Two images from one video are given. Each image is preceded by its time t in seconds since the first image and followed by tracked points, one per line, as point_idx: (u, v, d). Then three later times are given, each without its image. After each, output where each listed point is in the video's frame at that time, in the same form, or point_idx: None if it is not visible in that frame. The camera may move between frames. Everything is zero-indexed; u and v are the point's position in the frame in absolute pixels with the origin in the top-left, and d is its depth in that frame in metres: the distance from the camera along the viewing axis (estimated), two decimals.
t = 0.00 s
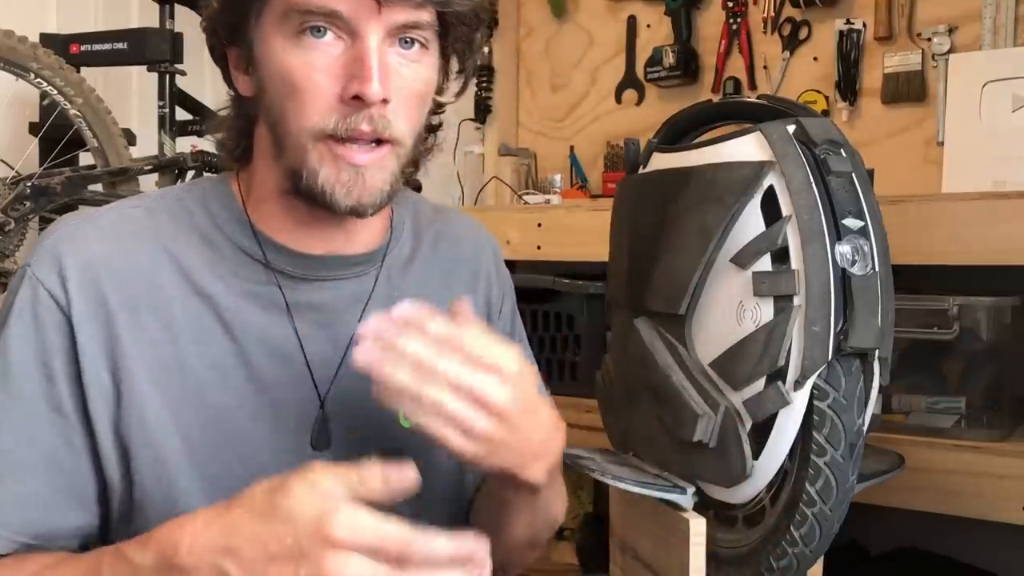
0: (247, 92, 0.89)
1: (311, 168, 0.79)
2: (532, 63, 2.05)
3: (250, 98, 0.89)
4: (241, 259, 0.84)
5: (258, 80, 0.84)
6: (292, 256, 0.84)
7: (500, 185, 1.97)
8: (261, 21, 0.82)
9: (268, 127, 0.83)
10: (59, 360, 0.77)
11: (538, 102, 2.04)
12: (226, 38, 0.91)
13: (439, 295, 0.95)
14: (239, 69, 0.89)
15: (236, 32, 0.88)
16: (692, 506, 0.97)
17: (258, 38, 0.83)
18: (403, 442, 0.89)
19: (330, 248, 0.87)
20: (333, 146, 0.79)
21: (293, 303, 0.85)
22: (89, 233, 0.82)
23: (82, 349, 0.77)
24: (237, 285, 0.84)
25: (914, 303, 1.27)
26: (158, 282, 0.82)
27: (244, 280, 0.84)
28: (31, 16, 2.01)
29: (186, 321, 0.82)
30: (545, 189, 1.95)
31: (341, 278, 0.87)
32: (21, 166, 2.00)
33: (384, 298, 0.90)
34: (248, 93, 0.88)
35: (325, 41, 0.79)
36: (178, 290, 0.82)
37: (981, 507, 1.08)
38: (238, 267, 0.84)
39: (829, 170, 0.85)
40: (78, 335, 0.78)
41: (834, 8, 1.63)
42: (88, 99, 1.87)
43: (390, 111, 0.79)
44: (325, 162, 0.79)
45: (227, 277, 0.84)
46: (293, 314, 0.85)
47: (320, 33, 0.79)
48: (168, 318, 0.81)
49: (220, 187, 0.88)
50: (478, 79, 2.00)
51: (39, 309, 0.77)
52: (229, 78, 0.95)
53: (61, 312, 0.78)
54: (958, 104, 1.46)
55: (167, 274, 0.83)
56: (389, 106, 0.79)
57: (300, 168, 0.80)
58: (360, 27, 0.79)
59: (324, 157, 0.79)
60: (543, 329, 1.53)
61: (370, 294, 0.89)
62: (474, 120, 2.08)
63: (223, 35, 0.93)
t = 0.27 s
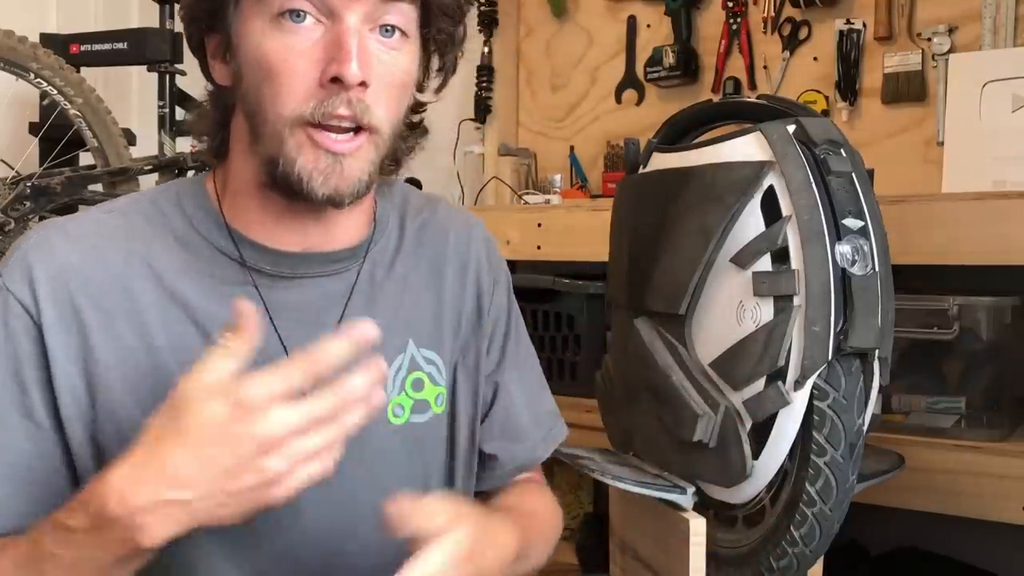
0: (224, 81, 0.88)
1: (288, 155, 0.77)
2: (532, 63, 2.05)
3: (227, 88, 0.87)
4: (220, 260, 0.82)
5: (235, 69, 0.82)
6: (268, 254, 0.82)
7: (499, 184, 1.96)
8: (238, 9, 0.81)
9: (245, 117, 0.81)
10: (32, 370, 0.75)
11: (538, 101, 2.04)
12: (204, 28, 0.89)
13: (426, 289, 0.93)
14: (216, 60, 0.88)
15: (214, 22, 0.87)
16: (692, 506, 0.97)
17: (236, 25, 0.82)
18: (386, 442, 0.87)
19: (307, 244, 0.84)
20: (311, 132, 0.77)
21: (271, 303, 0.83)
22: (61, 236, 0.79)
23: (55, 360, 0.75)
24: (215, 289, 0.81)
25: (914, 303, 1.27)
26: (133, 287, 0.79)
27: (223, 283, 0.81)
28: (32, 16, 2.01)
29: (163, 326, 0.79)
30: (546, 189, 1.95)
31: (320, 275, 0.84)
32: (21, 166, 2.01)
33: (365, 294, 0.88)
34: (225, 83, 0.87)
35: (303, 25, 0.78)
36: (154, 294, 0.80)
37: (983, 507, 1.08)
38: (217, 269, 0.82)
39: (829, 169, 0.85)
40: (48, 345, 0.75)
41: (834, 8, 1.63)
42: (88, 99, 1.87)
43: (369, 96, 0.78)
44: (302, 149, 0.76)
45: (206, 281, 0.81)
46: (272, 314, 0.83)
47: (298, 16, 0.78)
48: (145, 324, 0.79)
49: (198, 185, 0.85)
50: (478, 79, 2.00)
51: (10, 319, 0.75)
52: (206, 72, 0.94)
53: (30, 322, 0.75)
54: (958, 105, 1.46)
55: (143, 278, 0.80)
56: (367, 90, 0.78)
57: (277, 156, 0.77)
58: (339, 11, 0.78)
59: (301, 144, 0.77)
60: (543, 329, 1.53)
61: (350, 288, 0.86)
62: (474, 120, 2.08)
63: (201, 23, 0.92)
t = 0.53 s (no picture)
0: (212, 78, 0.89)
1: (282, 155, 0.79)
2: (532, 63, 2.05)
3: (214, 85, 0.89)
4: (195, 259, 0.84)
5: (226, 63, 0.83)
6: (252, 255, 0.84)
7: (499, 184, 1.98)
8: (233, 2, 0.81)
9: (233, 114, 0.83)
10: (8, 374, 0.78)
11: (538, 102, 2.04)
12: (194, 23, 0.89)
13: (413, 297, 0.96)
14: (205, 54, 0.89)
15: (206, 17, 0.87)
16: (692, 506, 0.97)
17: (229, 18, 0.82)
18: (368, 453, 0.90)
19: (293, 248, 0.87)
20: (307, 133, 0.79)
21: (252, 306, 0.85)
22: (40, 241, 0.82)
23: (21, 365, 0.77)
24: (190, 288, 0.83)
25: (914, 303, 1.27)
26: (105, 290, 0.81)
27: (197, 282, 0.84)
28: (32, 15, 2.01)
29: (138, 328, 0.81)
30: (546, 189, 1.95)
31: (306, 278, 0.87)
32: (21, 166, 2.02)
33: (350, 302, 0.91)
34: (214, 79, 0.89)
35: (304, 25, 0.79)
36: (126, 296, 0.82)
37: (982, 507, 1.08)
38: (195, 269, 0.84)
39: (829, 169, 0.85)
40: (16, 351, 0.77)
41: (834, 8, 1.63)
42: (88, 99, 1.87)
43: (367, 102, 0.81)
44: (297, 149, 0.79)
45: (181, 280, 0.83)
46: (253, 317, 0.85)
47: (298, 16, 0.79)
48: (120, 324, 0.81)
49: (174, 186, 0.88)
50: (478, 79, 2.00)
51: None
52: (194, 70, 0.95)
53: None
54: (958, 104, 1.46)
55: (117, 280, 0.82)
56: (366, 96, 0.81)
57: (270, 156, 0.80)
58: (340, 15, 0.80)
59: (298, 145, 0.79)
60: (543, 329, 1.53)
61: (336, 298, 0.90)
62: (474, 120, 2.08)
63: (195, 16, 0.90)
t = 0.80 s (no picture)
0: (208, 78, 0.87)
1: (291, 174, 0.79)
2: (532, 63, 2.05)
3: (212, 87, 0.87)
4: (188, 267, 0.83)
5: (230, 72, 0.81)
6: (245, 261, 0.83)
7: (499, 185, 1.96)
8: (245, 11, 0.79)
9: (233, 123, 0.82)
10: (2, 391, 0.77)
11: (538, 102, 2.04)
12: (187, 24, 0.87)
13: (404, 294, 0.97)
14: (201, 56, 0.87)
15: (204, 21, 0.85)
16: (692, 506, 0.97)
17: (238, 27, 0.80)
18: (363, 450, 0.90)
19: (285, 251, 0.86)
20: (317, 154, 0.79)
21: (244, 309, 0.84)
22: (32, 256, 0.80)
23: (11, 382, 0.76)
24: (184, 295, 0.82)
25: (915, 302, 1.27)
26: (96, 300, 0.80)
27: (193, 290, 0.83)
28: (32, 15, 2.01)
29: (132, 338, 0.80)
30: (546, 189, 1.95)
31: (296, 280, 0.87)
32: (21, 166, 2.02)
33: (341, 300, 0.91)
34: (211, 81, 0.87)
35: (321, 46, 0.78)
36: (119, 306, 0.80)
37: (981, 507, 1.08)
38: (188, 276, 0.83)
39: (829, 170, 0.85)
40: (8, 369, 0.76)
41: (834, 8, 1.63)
42: (88, 99, 1.87)
43: (378, 127, 0.81)
44: (307, 169, 0.79)
45: (175, 288, 0.82)
46: (245, 320, 0.84)
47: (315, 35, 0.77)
48: (114, 335, 0.80)
49: (163, 191, 0.86)
50: (478, 79, 2.00)
51: None
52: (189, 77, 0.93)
53: None
54: (958, 104, 1.46)
55: (110, 291, 0.80)
56: (378, 121, 0.81)
57: (277, 173, 0.79)
58: (358, 40, 0.79)
59: (307, 164, 0.79)
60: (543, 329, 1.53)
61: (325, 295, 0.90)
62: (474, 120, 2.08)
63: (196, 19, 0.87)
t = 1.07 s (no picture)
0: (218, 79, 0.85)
1: (304, 173, 0.79)
2: (531, 63, 2.05)
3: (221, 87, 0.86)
4: (191, 267, 0.83)
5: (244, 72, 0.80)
6: (251, 262, 0.84)
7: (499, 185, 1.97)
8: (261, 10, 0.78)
9: (243, 124, 0.81)
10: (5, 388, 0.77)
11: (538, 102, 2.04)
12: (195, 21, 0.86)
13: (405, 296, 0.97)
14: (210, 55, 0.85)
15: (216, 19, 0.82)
16: (692, 506, 0.97)
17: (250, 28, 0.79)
18: (364, 447, 0.90)
19: (291, 251, 0.87)
20: (332, 152, 0.79)
21: (247, 308, 0.84)
22: (34, 254, 0.80)
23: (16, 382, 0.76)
24: (189, 296, 0.82)
25: (915, 303, 1.27)
26: (99, 299, 0.80)
27: (198, 291, 0.82)
28: (32, 15, 2.01)
29: (136, 338, 0.80)
30: (546, 189, 1.95)
31: (301, 279, 0.87)
32: (21, 166, 2.02)
33: (344, 298, 0.91)
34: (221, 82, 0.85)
35: (338, 46, 0.77)
36: (124, 307, 0.80)
37: (981, 507, 1.08)
38: (192, 276, 0.83)
39: (829, 169, 0.85)
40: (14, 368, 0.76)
41: (834, 8, 1.63)
42: (88, 98, 1.87)
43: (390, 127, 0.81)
44: (322, 168, 0.78)
45: (180, 288, 0.82)
46: (250, 319, 0.84)
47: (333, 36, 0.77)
48: (119, 335, 0.80)
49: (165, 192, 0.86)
50: (478, 79, 2.01)
51: None
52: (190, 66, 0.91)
53: None
54: (958, 104, 1.46)
55: (115, 291, 0.80)
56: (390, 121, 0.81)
57: (291, 173, 0.79)
58: (372, 41, 0.78)
59: (323, 163, 0.78)
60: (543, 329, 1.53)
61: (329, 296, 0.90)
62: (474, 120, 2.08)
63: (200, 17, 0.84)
